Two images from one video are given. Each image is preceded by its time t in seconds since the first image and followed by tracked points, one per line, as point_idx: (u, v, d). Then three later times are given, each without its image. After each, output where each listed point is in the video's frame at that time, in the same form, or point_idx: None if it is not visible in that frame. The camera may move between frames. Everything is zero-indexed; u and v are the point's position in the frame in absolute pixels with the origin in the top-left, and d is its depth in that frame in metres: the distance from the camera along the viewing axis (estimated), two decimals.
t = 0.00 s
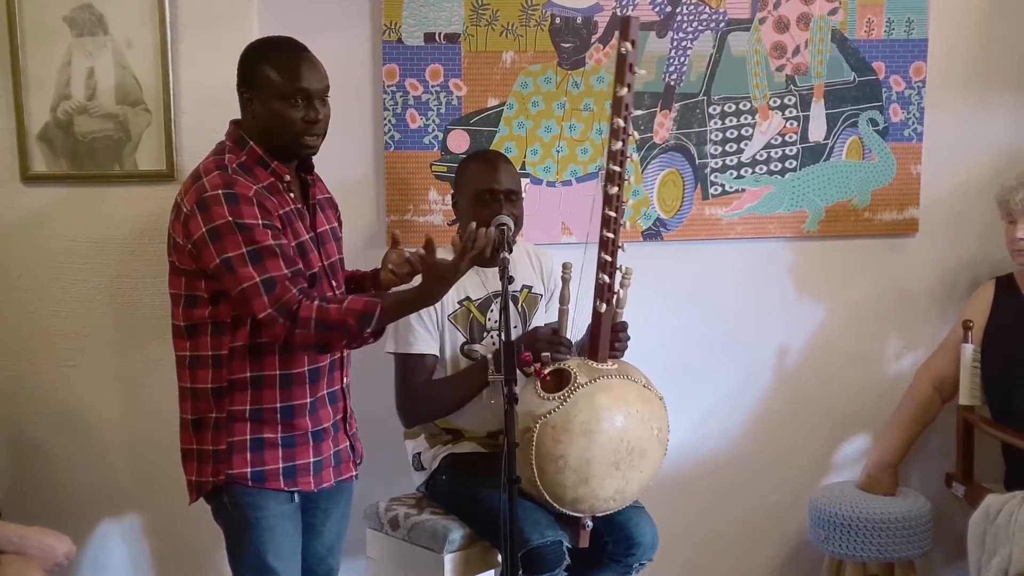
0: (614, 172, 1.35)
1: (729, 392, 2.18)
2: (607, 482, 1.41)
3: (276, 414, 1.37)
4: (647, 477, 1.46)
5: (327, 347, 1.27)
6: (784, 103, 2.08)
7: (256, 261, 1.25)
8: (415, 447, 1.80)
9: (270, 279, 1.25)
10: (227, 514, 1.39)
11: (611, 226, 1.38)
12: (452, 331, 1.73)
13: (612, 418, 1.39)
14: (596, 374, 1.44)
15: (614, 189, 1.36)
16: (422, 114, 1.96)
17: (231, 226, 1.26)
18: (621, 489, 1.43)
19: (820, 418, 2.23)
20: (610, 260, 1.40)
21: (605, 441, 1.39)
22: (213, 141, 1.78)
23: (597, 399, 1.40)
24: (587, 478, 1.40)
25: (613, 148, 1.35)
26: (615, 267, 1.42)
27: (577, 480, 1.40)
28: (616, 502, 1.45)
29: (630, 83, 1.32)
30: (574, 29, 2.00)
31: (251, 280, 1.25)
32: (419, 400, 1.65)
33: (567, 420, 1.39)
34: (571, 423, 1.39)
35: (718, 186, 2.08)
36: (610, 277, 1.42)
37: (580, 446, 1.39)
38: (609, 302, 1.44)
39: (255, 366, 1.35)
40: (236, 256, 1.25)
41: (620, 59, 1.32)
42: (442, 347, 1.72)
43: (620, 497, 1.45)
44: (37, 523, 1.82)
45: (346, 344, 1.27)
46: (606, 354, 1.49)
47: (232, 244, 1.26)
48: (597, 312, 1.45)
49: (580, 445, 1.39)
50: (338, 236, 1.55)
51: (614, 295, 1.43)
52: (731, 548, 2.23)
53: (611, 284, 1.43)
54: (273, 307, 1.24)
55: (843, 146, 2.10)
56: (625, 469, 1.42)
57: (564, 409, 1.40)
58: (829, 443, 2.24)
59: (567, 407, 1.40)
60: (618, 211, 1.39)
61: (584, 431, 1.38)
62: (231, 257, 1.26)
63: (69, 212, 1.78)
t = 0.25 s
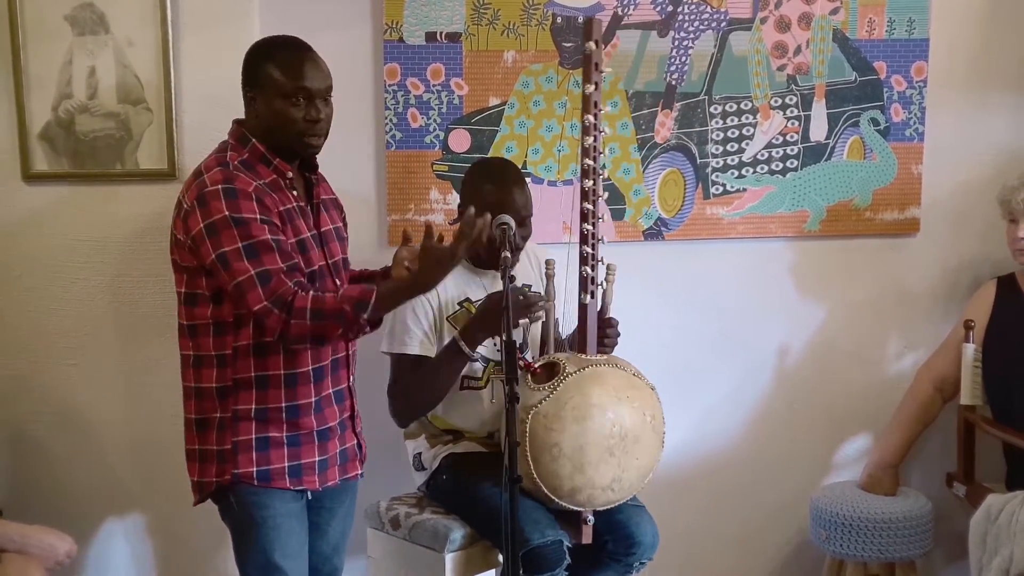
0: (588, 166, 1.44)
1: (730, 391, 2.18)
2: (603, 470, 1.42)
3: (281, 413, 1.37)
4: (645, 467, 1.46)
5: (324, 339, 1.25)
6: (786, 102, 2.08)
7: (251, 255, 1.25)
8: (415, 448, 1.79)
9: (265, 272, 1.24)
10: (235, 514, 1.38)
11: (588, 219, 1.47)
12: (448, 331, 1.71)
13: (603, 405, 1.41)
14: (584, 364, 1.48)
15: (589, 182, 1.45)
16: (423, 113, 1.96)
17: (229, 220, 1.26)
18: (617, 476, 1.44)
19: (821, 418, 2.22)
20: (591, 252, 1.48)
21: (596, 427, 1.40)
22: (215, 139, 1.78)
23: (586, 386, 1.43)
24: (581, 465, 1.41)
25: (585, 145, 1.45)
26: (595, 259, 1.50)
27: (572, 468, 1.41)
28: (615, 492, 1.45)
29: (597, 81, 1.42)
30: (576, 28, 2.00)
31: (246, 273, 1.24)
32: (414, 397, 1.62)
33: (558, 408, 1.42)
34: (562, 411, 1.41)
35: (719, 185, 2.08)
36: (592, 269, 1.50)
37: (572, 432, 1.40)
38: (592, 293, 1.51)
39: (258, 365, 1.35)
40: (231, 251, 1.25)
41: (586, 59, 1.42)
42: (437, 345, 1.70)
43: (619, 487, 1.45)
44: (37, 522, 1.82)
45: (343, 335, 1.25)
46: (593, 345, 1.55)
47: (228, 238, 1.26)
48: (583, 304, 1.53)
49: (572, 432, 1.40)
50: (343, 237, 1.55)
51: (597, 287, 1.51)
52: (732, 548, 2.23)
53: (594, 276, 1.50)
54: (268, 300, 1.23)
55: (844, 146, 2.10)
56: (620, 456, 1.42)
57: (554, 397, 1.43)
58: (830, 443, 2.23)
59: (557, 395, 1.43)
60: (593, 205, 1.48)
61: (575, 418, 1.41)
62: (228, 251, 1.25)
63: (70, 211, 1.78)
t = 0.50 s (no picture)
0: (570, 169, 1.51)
1: (729, 391, 2.18)
2: (596, 463, 1.43)
3: (280, 408, 1.37)
4: (640, 461, 1.47)
5: (314, 302, 1.21)
6: (785, 102, 2.08)
7: (241, 241, 1.24)
8: (415, 448, 1.79)
9: (252, 252, 1.23)
10: (236, 514, 1.39)
11: (572, 221, 1.54)
12: (452, 336, 1.72)
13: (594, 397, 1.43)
14: (574, 360, 1.51)
15: (571, 185, 1.53)
16: (423, 113, 1.96)
17: (218, 209, 1.26)
18: (613, 469, 1.44)
19: (821, 418, 2.23)
20: (576, 252, 1.55)
21: (587, 418, 1.42)
22: (214, 139, 1.78)
23: (575, 378, 1.46)
24: (575, 457, 1.43)
25: (566, 149, 1.52)
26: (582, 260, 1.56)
27: (565, 461, 1.43)
28: (611, 487, 1.46)
29: (573, 88, 1.50)
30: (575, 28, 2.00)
31: (234, 257, 1.23)
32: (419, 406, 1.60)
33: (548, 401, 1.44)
34: (553, 403, 1.44)
35: (718, 185, 2.08)
36: (579, 270, 1.56)
37: (564, 424, 1.42)
38: (580, 292, 1.57)
39: (257, 360, 1.35)
40: (220, 238, 1.25)
41: (562, 68, 1.50)
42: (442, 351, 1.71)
43: (614, 482, 1.45)
44: (37, 523, 1.82)
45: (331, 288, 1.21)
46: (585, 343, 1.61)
47: (217, 227, 1.25)
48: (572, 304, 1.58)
49: (563, 424, 1.42)
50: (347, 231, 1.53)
51: (584, 286, 1.57)
52: (732, 547, 2.23)
53: (581, 276, 1.56)
54: (255, 276, 1.21)
55: (844, 146, 2.10)
56: (613, 449, 1.44)
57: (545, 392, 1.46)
58: (830, 442, 2.23)
59: (547, 389, 1.46)
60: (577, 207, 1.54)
61: (565, 409, 1.43)
62: (218, 237, 1.25)
63: (69, 211, 1.78)
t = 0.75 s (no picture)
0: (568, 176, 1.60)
1: (729, 392, 2.18)
2: (597, 459, 1.44)
3: (275, 409, 1.37)
4: (642, 459, 1.48)
5: (299, 328, 1.24)
6: (784, 103, 2.08)
7: (231, 250, 1.25)
8: (416, 449, 1.79)
9: (241, 265, 1.25)
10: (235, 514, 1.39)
11: (572, 224, 1.61)
12: (464, 340, 1.67)
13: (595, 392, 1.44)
14: (574, 358, 1.53)
15: (570, 190, 1.61)
16: (422, 114, 1.96)
17: (210, 216, 1.27)
18: (615, 466, 1.45)
19: (820, 418, 2.22)
20: (576, 254, 1.61)
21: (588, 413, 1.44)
22: (213, 139, 1.78)
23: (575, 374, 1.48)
24: (577, 453, 1.43)
25: (564, 156, 1.61)
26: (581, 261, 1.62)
27: (566, 457, 1.44)
28: (612, 485, 1.46)
29: (570, 98, 1.59)
30: (574, 29, 1.99)
31: (223, 267, 1.25)
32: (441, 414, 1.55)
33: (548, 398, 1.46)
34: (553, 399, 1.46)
35: (717, 185, 2.08)
36: (579, 270, 1.61)
37: (564, 419, 1.44)
38: (580, 292, 1.61)
39: (252, 361, 1.35)
40: (210, 246, 1.26)
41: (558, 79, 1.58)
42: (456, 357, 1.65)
43: (616, 479, 1.46)
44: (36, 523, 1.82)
45: (326, 320, 1.26)
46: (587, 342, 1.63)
47: (208, 234, 1.27)
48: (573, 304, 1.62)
49: (563, 419, 1.44)
50: (346, 232, 1.52)
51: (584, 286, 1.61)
52: (731, 548, 2.23)
53: (580, 277, 1.61)
54: (244, 292, 1.23)
55: (843, 146, 2.10)
56: (614, 445, 1.45)
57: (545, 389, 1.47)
58: (829, 443, 2.23)
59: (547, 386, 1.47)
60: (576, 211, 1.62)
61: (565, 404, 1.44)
62: (208, 246, 1.26)
63: (68, 211, 1.77)
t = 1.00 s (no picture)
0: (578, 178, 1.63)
1: (729, 392, 2.18)
2: (597, 457, 1.44)
3: (277, 408, 1.37)
4: (643, 459, 1.48)
5: (275, 336, 1.25)
6: (784, 103, 2.08)
7: (220, 251, 1.26)
8: (418, 448, 1.78)
9: (229, 269, 1.25)
10: (236, 514, 1.39)
11: (579, 226, 1.63)
12: (475, 342, 1.67)
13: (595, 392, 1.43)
14: (578, 358, 1.54)
15: (579, 193, 1.64)
16: (422, 114, 1.96)
17: (204, 215, 1.28)
18: (614, 464, 1.45)
19: (821, 418, 2.22)
20: (583, 257, 1.62)
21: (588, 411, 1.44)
22: (214, 139, 1.78)
23: (577, 373, 1.48)
24: (576, 450, 1.44)
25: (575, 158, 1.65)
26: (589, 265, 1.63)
27: (566, 454, 1.44)
28: (612, 483, 1.46)
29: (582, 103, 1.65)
30: (574, 29, 1.99)
31: (210, 268, 1.26)
32: (459, 426, 1.52)
33: (549, 396, 1.46)
34: (554, 397, 1.46)
35: (717, 186, 2.08)
36: (586, 273, 1.61)
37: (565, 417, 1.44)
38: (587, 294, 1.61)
39: (253, 360, 1.35)
40: (201, 245, 1.27)
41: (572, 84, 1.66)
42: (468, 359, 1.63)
43: (616, 478, 1.46)
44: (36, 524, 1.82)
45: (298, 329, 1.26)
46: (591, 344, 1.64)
47: (200, 233, 1.27)
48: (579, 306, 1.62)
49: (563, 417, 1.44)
50: (346, 233, 1.53)
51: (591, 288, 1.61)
52: (732, 548, 2.23)
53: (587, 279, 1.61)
54: (227, 295, 1.25)
55: (843, 146, 2.10)
56: (614, 443, 1.45)
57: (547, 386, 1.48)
58: (829, 443, 2.23)
59: (549, 384, 1.48)
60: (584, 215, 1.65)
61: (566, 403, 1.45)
62: (198, 245, 1.27)
63: (68, 211, 1.77)
